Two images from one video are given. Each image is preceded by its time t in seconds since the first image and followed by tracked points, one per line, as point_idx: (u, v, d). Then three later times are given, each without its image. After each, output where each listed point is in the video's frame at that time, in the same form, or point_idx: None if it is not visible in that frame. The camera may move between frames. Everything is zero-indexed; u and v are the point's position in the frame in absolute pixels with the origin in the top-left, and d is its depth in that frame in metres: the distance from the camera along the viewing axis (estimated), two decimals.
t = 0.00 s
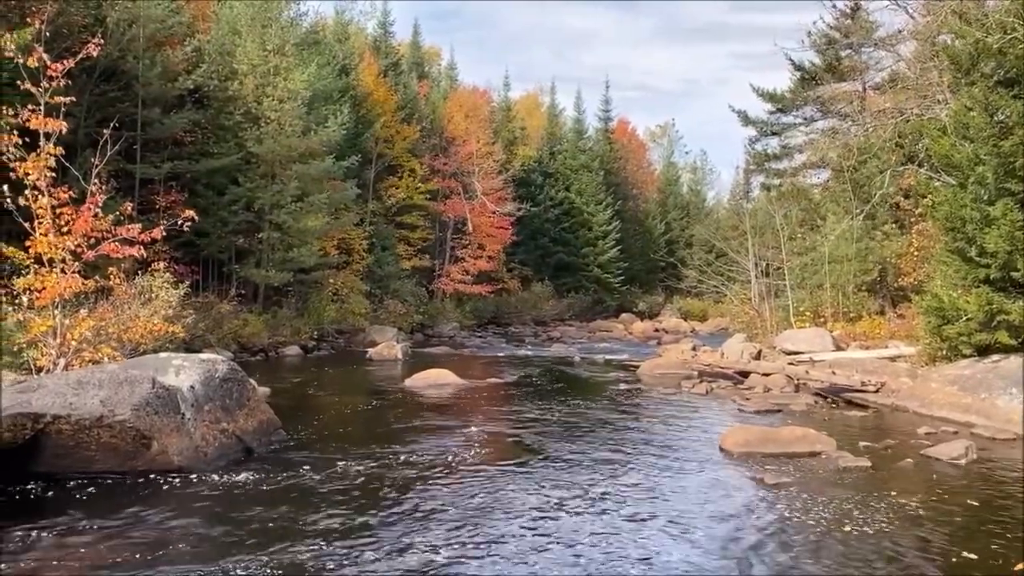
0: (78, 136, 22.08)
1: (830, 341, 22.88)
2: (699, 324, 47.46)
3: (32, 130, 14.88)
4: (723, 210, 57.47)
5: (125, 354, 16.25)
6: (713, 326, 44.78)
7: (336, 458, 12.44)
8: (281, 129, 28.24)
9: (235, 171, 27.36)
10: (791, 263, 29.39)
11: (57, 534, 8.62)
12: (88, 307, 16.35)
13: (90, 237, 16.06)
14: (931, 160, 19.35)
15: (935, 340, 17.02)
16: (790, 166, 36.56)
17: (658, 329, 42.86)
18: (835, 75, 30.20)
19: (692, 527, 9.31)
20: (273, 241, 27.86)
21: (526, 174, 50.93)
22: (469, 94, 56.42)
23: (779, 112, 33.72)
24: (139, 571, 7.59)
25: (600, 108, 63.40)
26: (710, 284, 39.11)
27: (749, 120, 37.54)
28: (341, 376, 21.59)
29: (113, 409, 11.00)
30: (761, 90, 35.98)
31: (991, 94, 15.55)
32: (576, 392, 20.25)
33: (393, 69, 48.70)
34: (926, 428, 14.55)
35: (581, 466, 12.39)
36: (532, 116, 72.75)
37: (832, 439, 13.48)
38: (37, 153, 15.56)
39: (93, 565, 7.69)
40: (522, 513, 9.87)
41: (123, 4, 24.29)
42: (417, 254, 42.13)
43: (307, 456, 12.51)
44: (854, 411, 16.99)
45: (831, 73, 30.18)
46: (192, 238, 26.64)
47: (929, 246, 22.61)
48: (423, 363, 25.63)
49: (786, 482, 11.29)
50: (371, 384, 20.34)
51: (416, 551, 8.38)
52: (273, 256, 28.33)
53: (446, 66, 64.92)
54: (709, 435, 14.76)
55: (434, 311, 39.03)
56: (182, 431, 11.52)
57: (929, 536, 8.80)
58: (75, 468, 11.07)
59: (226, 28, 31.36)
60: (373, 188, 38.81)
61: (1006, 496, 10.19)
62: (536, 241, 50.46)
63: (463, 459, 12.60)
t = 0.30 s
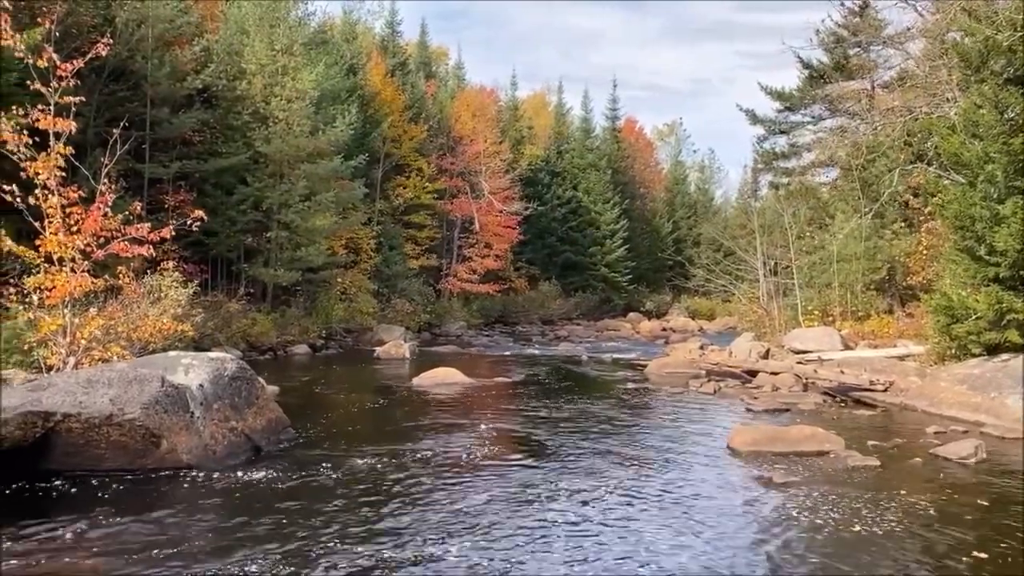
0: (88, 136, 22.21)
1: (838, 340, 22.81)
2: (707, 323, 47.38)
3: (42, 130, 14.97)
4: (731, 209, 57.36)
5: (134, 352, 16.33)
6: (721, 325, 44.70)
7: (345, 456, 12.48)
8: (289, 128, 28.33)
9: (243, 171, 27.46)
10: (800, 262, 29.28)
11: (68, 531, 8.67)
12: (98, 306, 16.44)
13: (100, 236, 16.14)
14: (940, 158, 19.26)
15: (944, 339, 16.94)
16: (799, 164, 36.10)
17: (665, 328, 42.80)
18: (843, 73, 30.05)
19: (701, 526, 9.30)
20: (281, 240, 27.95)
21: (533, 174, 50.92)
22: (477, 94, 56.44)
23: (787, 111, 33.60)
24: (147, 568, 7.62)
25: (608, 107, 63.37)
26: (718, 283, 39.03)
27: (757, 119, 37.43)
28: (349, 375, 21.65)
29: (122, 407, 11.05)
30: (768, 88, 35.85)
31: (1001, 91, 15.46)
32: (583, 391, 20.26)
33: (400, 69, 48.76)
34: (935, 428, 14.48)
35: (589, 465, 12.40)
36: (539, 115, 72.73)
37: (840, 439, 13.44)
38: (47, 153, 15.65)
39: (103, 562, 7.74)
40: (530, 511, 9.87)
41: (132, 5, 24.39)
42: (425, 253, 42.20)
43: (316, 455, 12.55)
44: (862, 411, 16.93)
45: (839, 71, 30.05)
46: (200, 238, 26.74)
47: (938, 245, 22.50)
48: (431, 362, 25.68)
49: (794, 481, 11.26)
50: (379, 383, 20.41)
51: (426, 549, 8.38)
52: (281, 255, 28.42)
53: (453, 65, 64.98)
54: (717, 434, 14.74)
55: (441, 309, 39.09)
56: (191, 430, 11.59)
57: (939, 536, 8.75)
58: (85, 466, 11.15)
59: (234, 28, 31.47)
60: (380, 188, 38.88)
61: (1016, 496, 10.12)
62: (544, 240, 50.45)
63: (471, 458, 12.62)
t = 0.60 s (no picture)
0: (98, 136, 22.34)
1: (848, 339, 22.74)
2: (716, 322, 47.25)
3: (53, 130, 15.06)
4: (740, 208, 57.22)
5: (144, 351, 16.42)
6: (730, 323, 44.57)
7: (354, 455, 12.52)
8: (298, 128, 28.40)
9: (252, 171, 27.55)
10: (809, 261, 29.18)
11: (78, 530, 8.72)
12: (108, 305, 16.52)
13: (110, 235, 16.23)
14: (951, 156, 19.12)
15: (955, 338, 16.84)
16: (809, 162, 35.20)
17: (674, 327, 42.71)
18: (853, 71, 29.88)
19: (710, 526, 9.27)
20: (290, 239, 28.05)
21: (542, 173, 50.88)
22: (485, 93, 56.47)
23: (796, 109, 33.46)
24: (155, 566, 7.66)
25: (616, 105, 63.30)
26: (727, 281, 38.93)
27: (766, 117, 37.28)
28: (357, 374, 21.73)
29: (132, 406, 11.10)
30: (777, 86, 35.70)
31: (1012, 89, 15.33)
32: (591, 390, 20.25)
33: (409, 68, 48.82)
34: (946, 428, 14.39)
35: (598, 464, 12.38)
36: (547, 114, 72.72)
37: (850, 438, 13.37)
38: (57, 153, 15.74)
39: (114, 561, 7.78)
40: (540, 511, 9.87)
41: (141, 5, 24.49)
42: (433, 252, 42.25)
43: (325, 454, 12.58)
44: (872, 410, 16.86)
45: (849, 69, 29.90)
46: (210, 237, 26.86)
47: (948, 243, 22.35)
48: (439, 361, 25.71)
49: (804, 480, 11.22)
50: (387, 382, 20.45)
51: (439, 549, 8.37)
52: (290, 255, 28.51)
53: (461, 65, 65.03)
54: (726, 434, 14.70)
55: (450, 308, 39.14)
56: (200, 428, 11.64)
57: (949, 536, 8.69)
58: (96, 464, 11.22)
59: (243, 28, 31.58)
60: (389, 187, 38.95)
61: None
62: (552, 238, 50.41)
63: (480, 457, 12.63)
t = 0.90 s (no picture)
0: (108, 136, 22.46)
1: (858, 338, 22.68)
2: (726, 321, 47.10)
3: (63, 130, 15.11)
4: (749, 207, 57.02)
5: (154, 350, 16.50)
6: (740, 322, 44.46)
7: (361, 454, 12.53)
8: (306, 127, 28.44)
9: (261, 170, 27.63)
10: (819, 260, 29.05)
11: (89, 527, 8.78)
12: (118, 305, 16.60)
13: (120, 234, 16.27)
14: (962, 154, 18.96)
15: (966, 338, 16.71)
16: (819, 161, 34.95)
17: (683, 326, 42.63)
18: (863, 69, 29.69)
19: (719, 526, 9.25)
20: (299, 239, 28.12)
21: (550, 172, 50.82)
22: (493, 92, 56.46)
23: (806, 107, 33.29)
24: (163, 564, 7.70)
25: (624, 104, 63.19)
26: (737, 280, 38.80)
27: (776, 116, 37.07)
28: (365, 373, 21.79)
29: (142, 405, 11.16)
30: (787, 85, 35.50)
31: None
32: (600, 389, 20.22)
33: (417, 67, 48.85)
34: (956, 427, 14.30)
35: (606, 464, 12.36)
36: (556, 112, 72.63)
37: (861, 438, 13.30)
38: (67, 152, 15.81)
39: (124, 558, 7.83)
40: (550, 510, 9.84)
41: (151, 5, 24.58)
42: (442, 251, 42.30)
43: (334, 453, 12.61)
44: (882, 410, 16.78)
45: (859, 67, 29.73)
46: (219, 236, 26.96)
47: (959, 242, 22.20)
48: (448, 360, 25.73)
49: (814, 480, 11.17)
50: (396, 381, 20.47)
51: (451, 549, 8.34)
52: (299, 254, 28.58)
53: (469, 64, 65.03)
54: (735, 433, 14.66)
55: (458, 307, 39.16)
56: (210, 427, 11.67)
57: (960, 536, 8.63)
58: (106, 463, 11.28)
59: (252, 28, 31.65)
60: (398, 186, 39.00)
61: None
62: (561, 237, 50.37)
63: (487, 456, 12.64)
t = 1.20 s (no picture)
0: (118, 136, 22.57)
1: (868, 338, 22.58)
2: (734, 320, 46.96)
3: (73, 130, 15.18)
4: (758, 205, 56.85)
5: (163, 349, 16.60)
6: (748, 321, 44.34)
7: (370, 453, 12.56)
8: (315, 127, 28.49)
9: (270, 170, 27.70)
10: (828, 258, 28.93)
11: (100, 525, 8.82)
12: (128, 304, 16.69)
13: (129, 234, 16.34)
14: (972, 152, 18.84)
15: (976, 336, 16.61)
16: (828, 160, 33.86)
17: (692, 325, 42.53)
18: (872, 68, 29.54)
19: (729, 525, 9.23)
20: (308, 238, 28.20)
21: (558, 170, 50.78)
22: (501, 91, 56.48)
23: (815, 105, 33.17)
24: (175, 562, 7.74)
25: (633, 103, 63.10)
26: (745, 279, 38.71)
27: (784, 114, 36.95)
28: (373, 372, 21.86)
29: (152, 404, 11.22)
30: (795, 83, 35.39)
31: None
32: (608, 388, 20.19)
33: (425, 66, 48.92)
34: (967, 427, 14.22)
35: (615, 463, 12.35)
36: (564, 111, 72.60)
37: (871, 438, 13.24)
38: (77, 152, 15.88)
39: (135, 556, 7.87)
40: (560, 510, 9.83)
41: (160, 5, 24.67)
42: (450, 250, 42.33)
43: (343, 452, 12.64)
44: (892, 409, 16.70)
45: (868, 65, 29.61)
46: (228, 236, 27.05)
47: (969, 240, 22.06)
48: (456, 359, 25.76)
49: (823, 480, 11.13)
50: (404, 380, 20.49)
51: (464, 549, 8.32)
52: (308, 253, 28.65)
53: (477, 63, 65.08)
54: (744, 432, 14.62)
55: (466, 306, 39.18)
56: (219, 426, 11.72)
57: (972, 536, 8.57)
58: (116, 462, 11.34)
59: (261, 28, 31.76)
60: (406, 185, 39.06)
61: None
62: (569, 236, 50.34)
63: (496, 455, 12.64)
